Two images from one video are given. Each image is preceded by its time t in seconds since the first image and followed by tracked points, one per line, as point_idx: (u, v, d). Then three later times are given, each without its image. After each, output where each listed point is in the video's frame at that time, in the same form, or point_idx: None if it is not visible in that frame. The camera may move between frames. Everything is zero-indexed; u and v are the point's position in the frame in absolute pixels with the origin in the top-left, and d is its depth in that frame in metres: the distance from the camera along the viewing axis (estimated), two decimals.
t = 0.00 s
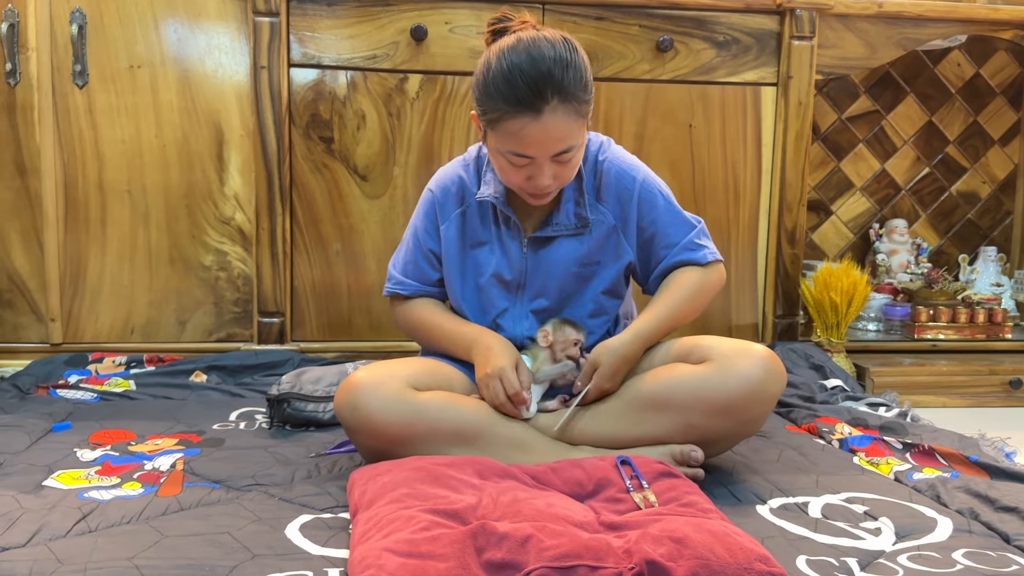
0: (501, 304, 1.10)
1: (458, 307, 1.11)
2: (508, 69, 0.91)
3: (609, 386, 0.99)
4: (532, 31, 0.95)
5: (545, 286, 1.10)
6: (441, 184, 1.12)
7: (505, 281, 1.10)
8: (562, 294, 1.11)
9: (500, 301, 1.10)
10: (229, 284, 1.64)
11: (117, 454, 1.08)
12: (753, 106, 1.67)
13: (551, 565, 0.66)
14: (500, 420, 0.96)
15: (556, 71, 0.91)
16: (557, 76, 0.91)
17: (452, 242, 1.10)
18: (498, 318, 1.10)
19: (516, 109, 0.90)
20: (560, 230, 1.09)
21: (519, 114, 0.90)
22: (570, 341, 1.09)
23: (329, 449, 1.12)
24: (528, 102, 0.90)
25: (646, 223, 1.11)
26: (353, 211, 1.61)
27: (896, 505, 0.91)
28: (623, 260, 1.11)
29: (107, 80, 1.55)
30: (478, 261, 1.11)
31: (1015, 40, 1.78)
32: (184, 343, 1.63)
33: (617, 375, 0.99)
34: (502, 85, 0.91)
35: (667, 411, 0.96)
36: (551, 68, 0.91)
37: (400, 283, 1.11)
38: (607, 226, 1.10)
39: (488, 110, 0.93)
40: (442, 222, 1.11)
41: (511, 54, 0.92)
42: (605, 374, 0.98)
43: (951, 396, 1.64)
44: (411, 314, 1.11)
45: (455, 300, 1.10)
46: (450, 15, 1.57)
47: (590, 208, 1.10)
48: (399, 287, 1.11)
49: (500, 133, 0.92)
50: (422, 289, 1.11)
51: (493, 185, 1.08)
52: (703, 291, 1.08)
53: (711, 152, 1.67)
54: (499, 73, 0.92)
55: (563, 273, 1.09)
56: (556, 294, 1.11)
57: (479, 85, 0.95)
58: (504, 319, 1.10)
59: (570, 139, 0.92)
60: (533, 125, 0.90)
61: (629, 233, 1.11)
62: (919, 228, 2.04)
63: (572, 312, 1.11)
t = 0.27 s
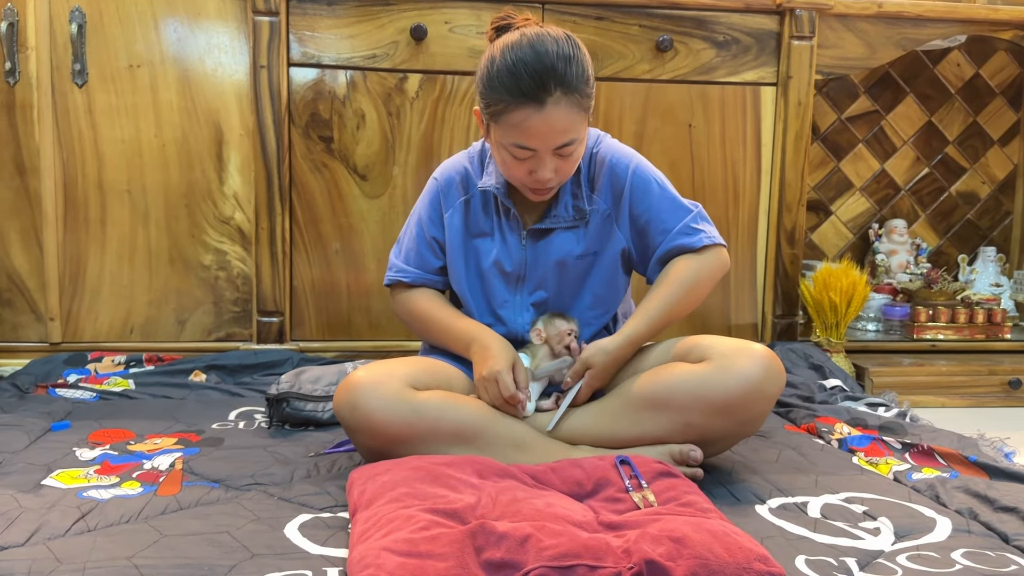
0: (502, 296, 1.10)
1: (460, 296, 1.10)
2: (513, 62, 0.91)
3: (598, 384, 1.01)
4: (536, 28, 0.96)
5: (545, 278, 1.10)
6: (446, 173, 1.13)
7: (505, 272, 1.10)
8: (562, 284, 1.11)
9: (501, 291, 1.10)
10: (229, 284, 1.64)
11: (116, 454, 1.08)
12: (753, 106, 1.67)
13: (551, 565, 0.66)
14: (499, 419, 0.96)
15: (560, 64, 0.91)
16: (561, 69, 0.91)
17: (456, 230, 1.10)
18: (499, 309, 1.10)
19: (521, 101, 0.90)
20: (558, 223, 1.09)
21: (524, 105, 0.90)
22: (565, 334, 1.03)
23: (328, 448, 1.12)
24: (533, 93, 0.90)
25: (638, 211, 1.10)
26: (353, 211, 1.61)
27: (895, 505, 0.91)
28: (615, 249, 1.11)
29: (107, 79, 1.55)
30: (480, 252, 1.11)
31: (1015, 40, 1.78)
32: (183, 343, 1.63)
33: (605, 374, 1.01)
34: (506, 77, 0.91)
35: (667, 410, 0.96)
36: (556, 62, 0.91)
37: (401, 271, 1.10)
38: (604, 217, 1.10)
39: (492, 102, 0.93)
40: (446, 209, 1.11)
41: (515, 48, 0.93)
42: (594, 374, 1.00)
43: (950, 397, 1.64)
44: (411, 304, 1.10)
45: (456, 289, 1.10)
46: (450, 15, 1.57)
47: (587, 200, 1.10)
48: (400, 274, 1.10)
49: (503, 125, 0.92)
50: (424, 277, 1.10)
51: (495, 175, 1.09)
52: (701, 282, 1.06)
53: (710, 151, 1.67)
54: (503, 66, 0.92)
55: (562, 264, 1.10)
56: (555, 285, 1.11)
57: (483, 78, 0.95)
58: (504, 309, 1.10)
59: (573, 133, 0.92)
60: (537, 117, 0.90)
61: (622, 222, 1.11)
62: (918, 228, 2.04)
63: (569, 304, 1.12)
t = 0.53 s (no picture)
0: (501, 289, 1.10)
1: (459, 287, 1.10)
2: (515, 55, 0.92)
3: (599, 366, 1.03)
4: (538, 24, 0.97)
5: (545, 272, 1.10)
6: (448, 165, 1.13)
7: (505, 266, 1.10)
8: (562, 278, 1.11)
9: (501, 284, 1.10)
10: (228, 283, 1.64)
11: (115, 453, 1.07)
12: (752, 107, 1.67)
13: (550, 565, 0.66)
14: (498, 418, 0.95)
15: (562, 59, 0.92)
16: (562, 64, 0.91)
17: (457, 221, 1.10)
18: (498, 302, 1.10)
19: (522, 94, 0.90)
20: (558, 218, 1.09)
21: (525, 98, 0.90)
22: (560, 317, 1.08)
23: (327, 448, 1.12)
24: (534, 87, 0.90)
25: (638, 205, 1.11)
26: (353, 211, 1.61)
27: (894, 505, 0.91)
28: (614, 244, 1.11)
29: (106, 78, 1.55)
30: (480, 245, 1.10)
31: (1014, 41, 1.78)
32: (182, 342, 1.63)
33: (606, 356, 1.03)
34: (508, 71, 0.91)
35: (665, 408, 0.96)
36: (557, 57, 0.92)
37: (401, 260, 1.09)
38: (603, 212, 1.11)
39: (493, 96, 0.93)
40: (448, 201, 1.11)
41: (517, 43, 0.93)
42: (595, 356, 1.02)
43: (949, 397, 1.64)
44: (410, 298, 1.09)
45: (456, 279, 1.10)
46: (450, 15, 1.57)
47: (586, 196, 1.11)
48: (399, 263, 1.09)
49: (504, 118, 0.92)
50: (423, 267, 1.10)
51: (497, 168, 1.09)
52: (701, 271, 1.08)
53: (710, 151, 1.67)
54: (504, 60, 0.92)
55: (562, 259, 1.10)
56: (555, 279, 1.11)
57: (484, 73, 0.95)
58: (503, 302, 1.10)
59: (575, 127, 0.92)
60: (538, 110, 0.90)
61: (621, 217, 1.11)
62: (918, 228, 2.04)
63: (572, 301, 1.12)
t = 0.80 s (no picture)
0: (504, 288, 1.10)
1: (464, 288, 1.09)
2: (512, 53, 0.93)
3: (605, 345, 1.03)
4: (534, 24, 0.97)
5: (547, 268, 1.11)
6: (448, 167, 1.12)
7: (508, 265, 1.09)
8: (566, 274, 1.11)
9: (504, 283, 1.10)
10: (227, 283, 1.64)
11: (114, 453, 1.07)
12: (752, 107, 1.67)
13: (549, 565, 0.66)
14: (497, 418, 0.95)
15: (558, 56, 0.92)
16: (559, 61, 0.92)
17: (460, 222, 1.09)
18: (502, 300, 1.10)
19: (520, 91, 0.91)
20: (558, 215, 1.09)
21: (523, 95, 0.91)
22: (565, 297, 1.07)
23: (326, 448, 1.12)
24: (532, 83, 0.90)
25: (637, 197, 1.12)
26: (352, 211, 1.61)
27: (892, 505, 0.92)
28: (616, 238, 1.12)
29: (105, 78, 1.55)
30: (481, 244, 1.10)
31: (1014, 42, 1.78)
32: (181, 342, 1.63)
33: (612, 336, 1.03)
34: (506, 68, 0.92)
35: (664, 406, 0.96)
36: (555, 54, 0.92)
37: (404, 264, 1.08)
38: (603, 206, 1.11)
39: (491, 94, 0.93)
40: (449, 202, 1.10)
41: (514, 41, 0.94)
42: (602, 337, 1.02)
43: (948, 397, 1.64)
44: (421, 302, 1.09)
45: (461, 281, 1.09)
46: (449, 15, 1.57)
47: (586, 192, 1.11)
48: (404, 268, 1.08)
49: (503, 115, 0.92)
50: (428, 271, 1.09)
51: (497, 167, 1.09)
52: (705, 254, 1.09)
53: (709, 151, 1.67)
54: (503, 58, 0.93)
55: (563, 255, 1.10)
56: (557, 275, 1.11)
57: (482, 72, 0.96)
58: (508, 301, 1.09)
59: (572, 123, 0.92)
60: (537, 105, 0.90)
61: (621, 210, 1.12)
62: (917, 229, 2.05)
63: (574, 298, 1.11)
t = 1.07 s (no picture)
0: (505, 291, 1.10)
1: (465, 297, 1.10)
2: (507, 52, 0.93)
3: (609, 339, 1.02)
4: (529, 23, 0.98)
5: (546, 268, 1.11)
6: (443, 177, 1.13)
7: (508, 268, 1.09)
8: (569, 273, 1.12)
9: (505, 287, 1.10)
10: (226, 283, 1.64)
11: (113, 453, 1.07)
12: (751, 107, 1.67)
13: (548, 565, 0.66)
14: (497, 417, 0.95)
15: (553, 54, 0.93)
16: (554, 58, 0.92)
17: (457, 231, 1.09)
18: (503, 303, 1.09)
19: (516, 89, 0.91)
20: (556, 215, 1.09)
21: (518, 93, 0.91)
22: (564, 297, 1.07)
23: (326, 447, 1.12)
24: (527, 81, 0.91)
25: (636, 192, 1.12)
26: (351, 211, 1.61)
27: (891, 505, 0.92)
28: (616, 234, 1.12)
29: (104, 78, 1.55)
30: (480, 249, 1.10)
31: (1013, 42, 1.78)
32: (180, 342, 1.63)
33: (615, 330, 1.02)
34: (502, 68, 0.92)
35: (663, 406, 0.96)
36: (550, 52, 0.92)
37: (408, 279, 1.11)
38: (600, 203, 1.11)
39: (488, 94, 0.94)
40: (446, 212, 1.11)
41: (509, 41, 0.94)
42: (604, 330, 1.01)
43: (947, 397, 1.64)
44: (427, 313, 1.11)
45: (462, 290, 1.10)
46: (448, 15, 1.57)
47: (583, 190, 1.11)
48: (407, 283, 1.11)
49: (499, 114, 0.92)
50: (430, 282, 1.10)
51: (491, 171, 1.08)
52: (709, 242, 1.07)
53: (708, 152, 1.67)
54: (498, 58, 0.93)
55: (563, 255, 1.10)
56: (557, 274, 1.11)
57: (479, 72, 0.96)
58: (510, 304, 1.10)
59: (568, 121, 0.92)
60: (532, 104, 0.90)
61: (618, 206, 1.12)
62: (916, 229, 2.05)
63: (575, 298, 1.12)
